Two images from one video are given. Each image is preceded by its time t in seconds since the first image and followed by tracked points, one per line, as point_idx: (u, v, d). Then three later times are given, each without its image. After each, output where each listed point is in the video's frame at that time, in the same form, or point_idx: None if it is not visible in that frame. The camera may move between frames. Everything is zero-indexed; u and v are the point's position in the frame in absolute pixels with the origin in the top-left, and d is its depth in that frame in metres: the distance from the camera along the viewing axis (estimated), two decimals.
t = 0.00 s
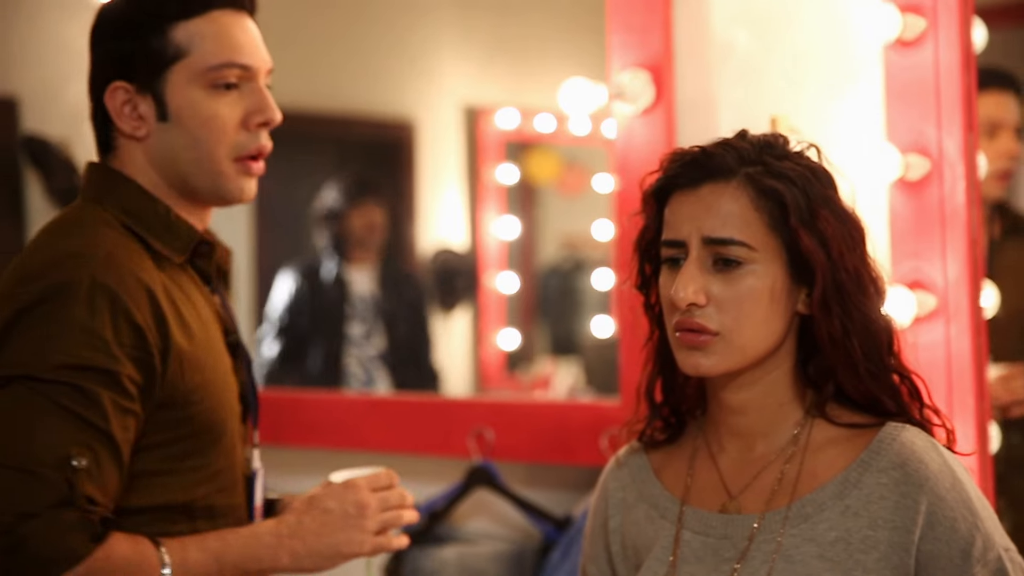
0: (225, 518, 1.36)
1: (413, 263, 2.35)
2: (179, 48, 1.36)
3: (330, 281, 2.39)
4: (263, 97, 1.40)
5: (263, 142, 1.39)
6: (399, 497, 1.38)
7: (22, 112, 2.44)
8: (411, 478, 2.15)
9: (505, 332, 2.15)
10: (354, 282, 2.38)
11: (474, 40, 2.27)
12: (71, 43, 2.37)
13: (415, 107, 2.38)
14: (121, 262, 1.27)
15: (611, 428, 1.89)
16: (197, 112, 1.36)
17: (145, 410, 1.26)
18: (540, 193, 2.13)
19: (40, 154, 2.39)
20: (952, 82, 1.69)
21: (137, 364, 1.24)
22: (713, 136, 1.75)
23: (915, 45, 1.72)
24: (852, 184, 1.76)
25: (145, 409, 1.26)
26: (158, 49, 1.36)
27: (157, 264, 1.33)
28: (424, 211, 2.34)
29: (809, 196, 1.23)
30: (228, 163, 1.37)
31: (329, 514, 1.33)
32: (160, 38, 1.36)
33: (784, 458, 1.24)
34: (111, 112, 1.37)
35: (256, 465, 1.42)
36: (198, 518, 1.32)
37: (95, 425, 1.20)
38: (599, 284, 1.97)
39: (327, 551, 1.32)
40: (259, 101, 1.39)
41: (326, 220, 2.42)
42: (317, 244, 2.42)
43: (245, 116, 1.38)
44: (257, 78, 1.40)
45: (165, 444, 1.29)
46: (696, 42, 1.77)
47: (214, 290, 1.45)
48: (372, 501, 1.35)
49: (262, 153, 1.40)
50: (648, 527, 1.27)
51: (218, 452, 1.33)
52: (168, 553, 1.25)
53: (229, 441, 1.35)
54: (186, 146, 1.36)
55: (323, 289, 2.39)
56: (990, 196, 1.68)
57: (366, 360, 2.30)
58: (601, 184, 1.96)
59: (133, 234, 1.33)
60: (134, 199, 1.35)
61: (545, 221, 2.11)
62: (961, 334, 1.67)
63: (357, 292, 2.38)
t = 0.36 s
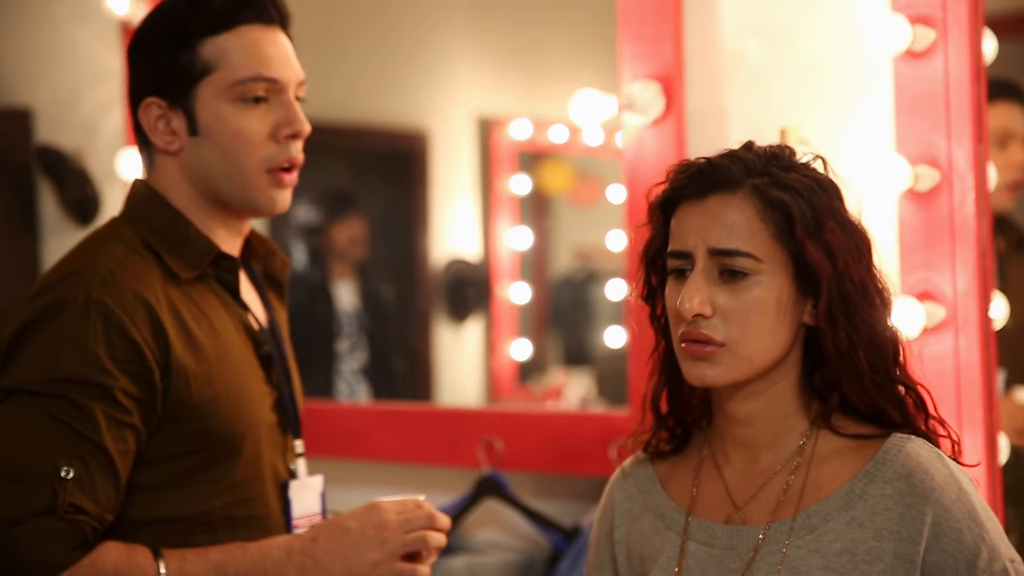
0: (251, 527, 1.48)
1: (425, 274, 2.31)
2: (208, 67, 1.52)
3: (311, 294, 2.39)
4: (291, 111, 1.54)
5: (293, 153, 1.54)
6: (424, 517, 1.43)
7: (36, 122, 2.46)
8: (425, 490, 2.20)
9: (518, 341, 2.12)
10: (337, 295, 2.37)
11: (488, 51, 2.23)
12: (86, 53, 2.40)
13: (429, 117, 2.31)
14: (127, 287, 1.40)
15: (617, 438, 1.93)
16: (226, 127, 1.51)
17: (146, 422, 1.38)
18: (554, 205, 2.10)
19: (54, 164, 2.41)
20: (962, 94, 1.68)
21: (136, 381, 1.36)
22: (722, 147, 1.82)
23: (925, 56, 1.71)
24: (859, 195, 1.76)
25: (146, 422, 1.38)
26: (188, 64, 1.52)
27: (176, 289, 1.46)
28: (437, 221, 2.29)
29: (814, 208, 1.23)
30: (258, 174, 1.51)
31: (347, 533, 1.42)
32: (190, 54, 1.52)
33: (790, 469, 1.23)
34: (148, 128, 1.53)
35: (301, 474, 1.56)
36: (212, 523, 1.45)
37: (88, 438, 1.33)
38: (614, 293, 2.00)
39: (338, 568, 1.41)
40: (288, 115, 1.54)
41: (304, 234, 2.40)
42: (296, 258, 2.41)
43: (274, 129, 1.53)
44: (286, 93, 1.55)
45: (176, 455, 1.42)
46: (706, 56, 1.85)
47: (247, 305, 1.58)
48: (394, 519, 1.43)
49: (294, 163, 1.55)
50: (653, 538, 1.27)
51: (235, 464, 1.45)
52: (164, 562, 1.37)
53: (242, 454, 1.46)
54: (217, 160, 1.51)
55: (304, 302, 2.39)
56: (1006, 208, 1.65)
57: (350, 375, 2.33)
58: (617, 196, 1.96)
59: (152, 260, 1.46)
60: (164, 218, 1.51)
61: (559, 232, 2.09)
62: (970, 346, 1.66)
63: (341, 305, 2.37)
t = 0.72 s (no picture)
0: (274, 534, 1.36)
1: (425, 275, 2.30)
2: (204, 58, 1.40)
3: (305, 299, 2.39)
4: (290, 102, 1.40)
5: (291, 145, 1.38)
6: (449, 522, 1.32)
7: (34, 124, 2.46)
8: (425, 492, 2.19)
9: (519, 344, 2.14)
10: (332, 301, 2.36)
11: (490, 50, 2.22)
12: (83, 55, 2.40)
13: (426, 117, 2.30)
14: (131, 284, 1.29)
15: (617, 439, 1.92)
16: (223, 121, 1.38)
17: (154, 425, 1.27)
18: (555, 205, 2.11)
19: (51, 166, 2.41)
20: (961, 93, 1.67)
21: (140, 382, 1.26)
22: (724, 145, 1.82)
23: (924, 55, 1.70)
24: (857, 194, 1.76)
25: (154, 426, 1.27)
26: (187, 57, 1.40)
27: (185, 288, 1.34)
28: (436, 221, 2.28)
29: (813, 207, 1.23)
30: (256, 170, 1.37)
31: (366, 539, 1.31)
32: (190, 46, 1.40)
33: (788, 469, 1.23)
34: (160, 124, 1.43)
35: (329, 477, 1.41)
36: (230, 534, 1.33)
37: (94, 441, 1.23)
38: (614, 293, 2.00)
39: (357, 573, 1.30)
40: (286, 106, 1.39)
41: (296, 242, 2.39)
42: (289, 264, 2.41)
43: (270, 121, 1.38)
44: (286, 83, 1.40)
45: (188, 461, 1.30)
46: (705, 57, 1.85)
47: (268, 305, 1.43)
48: (415, 526, 1.31)
49: (294, 155, 1.38)
50: (652, 538, 1.27)
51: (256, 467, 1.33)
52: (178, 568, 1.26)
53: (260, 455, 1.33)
54: (218, 154, 1.38)
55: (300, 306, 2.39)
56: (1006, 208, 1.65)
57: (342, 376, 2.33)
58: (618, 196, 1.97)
59: (161, 257, 1.34)
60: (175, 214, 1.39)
61: (561, 232, 2.10)
62: (970, 345, 1.66)
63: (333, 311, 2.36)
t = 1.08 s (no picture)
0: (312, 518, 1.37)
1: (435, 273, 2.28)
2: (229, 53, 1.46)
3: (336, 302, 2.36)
4: (301, 90, 1.42)
5: (299, 132, 1.40)
6: (465, 526, 1.27)
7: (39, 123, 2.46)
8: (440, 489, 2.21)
9: (529, 342, 2.12)
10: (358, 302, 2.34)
11: (497, 47, 2.20)
12: (89, 54, 2.40)
13: (434, 115, 2.29)
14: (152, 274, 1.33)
15: (626, 436, 1.93)
16: (242, 111, 1.43)
17: (173, 409, 1.32)
18: (563, 202, 2.09)
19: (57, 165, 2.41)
20: (969, 85, 1.66)
21: (156, 366, 1.30)
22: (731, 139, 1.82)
23: (931, 48, 1.69)
24: (865, 188, 1.75)
25: (174, 411, 1.32)
26: (216, 53, 1.47)
27: (212, 279, 1.37)
28: (445, 219, 2.26)
29: (823, 200, 1.22)
30: (267, 156, 1.40)
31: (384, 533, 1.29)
32: (219, 43, 1.47)
33: (797, 464, 1.22)
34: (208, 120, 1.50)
35: (373, 467, 1.38)
36: (263, 518, 1.35)
37: (108, 422, 1.29)
38: (625, 289, 2.00)
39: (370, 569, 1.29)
40: (296, 94, 1.42)
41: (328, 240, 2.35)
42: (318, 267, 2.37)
43: (282, 110, 1.41)
44: (294, 71, 1.43)
45: (212, 445, 1.34)
46: (712, 51, 1.84)
47: (313, 295, 1.43)
48: (434, 523, 1.28)
49: (301, 142, 1.40)
50: (661, 535, 1.26)
51: (280, 451, 1.34)
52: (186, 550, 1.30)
53: (290, 441, 1.34)
54: (240, 145, 1.43)
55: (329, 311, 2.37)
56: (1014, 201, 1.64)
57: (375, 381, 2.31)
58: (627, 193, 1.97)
59: (192, 250, 1.38)
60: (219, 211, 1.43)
61: (570, 228, 2.09)
62: (980, 339, 1.65)
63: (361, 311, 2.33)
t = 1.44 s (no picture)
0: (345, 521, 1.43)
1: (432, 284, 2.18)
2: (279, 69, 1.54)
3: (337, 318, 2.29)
4: (340, 99, 1.49)
5: (337, 137, 1.46)
6: (479, 527, 1.29)
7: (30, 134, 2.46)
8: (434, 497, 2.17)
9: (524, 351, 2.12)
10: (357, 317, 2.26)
11: (490, 54, 2.16)
12: (80, 65, 2.40)
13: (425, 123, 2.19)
14: (198, 286, 1.43)
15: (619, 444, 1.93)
16: (287, 121, 1.51)
17: (215, 413, 1.41)
18: (558, 211, 2.10)
19: (49, 176, 2.41)
20: (960, 92, 1.66)
21: (198, 372, 1.40)
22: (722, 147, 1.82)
23: (922, 54, 1.69)
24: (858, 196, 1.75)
25: (215, 414, 1.41)
26: (270, 70, 1.56)
27: (255, 289, 1.45)
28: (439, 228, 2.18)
29: (814, 208, 1.22)
30: (308, 165, 1.47)
31: (403, 532, 1.33)
32: (272, 60, 1.56)
33: (790, 473, 1.22)
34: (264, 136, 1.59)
35: (406, 475, 1.44)
36: (302, 517, 1.43)
37: (154, 425, 1.39)
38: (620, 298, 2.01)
39: None
40: (335, 103, 1.48)
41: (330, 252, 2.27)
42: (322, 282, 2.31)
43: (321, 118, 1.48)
44: (332, 82, 1.50)
45: (253, 448, 1.43)
46: (703, 58, 1.84)
47: (353, 301, 1.49)
48: (449, 523, 1.31)
49: (339, 146, 1.46)
50: (654, 544, 1.25)
51: (316, 454, 1.42)
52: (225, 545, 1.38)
53: (326, 441, 1.42)
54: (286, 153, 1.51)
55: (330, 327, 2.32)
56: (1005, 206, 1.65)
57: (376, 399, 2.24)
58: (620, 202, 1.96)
59: (239, 262, 1.47)
60: (274, 224, 1.50)
61: (564, 236, 2.10)
62: (973, 345, 1.65)
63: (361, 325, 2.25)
